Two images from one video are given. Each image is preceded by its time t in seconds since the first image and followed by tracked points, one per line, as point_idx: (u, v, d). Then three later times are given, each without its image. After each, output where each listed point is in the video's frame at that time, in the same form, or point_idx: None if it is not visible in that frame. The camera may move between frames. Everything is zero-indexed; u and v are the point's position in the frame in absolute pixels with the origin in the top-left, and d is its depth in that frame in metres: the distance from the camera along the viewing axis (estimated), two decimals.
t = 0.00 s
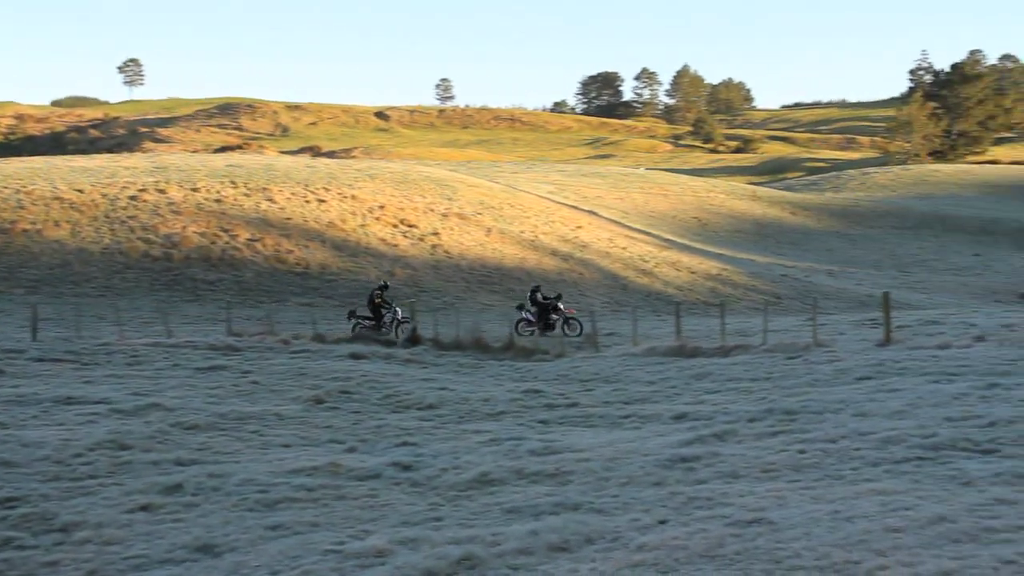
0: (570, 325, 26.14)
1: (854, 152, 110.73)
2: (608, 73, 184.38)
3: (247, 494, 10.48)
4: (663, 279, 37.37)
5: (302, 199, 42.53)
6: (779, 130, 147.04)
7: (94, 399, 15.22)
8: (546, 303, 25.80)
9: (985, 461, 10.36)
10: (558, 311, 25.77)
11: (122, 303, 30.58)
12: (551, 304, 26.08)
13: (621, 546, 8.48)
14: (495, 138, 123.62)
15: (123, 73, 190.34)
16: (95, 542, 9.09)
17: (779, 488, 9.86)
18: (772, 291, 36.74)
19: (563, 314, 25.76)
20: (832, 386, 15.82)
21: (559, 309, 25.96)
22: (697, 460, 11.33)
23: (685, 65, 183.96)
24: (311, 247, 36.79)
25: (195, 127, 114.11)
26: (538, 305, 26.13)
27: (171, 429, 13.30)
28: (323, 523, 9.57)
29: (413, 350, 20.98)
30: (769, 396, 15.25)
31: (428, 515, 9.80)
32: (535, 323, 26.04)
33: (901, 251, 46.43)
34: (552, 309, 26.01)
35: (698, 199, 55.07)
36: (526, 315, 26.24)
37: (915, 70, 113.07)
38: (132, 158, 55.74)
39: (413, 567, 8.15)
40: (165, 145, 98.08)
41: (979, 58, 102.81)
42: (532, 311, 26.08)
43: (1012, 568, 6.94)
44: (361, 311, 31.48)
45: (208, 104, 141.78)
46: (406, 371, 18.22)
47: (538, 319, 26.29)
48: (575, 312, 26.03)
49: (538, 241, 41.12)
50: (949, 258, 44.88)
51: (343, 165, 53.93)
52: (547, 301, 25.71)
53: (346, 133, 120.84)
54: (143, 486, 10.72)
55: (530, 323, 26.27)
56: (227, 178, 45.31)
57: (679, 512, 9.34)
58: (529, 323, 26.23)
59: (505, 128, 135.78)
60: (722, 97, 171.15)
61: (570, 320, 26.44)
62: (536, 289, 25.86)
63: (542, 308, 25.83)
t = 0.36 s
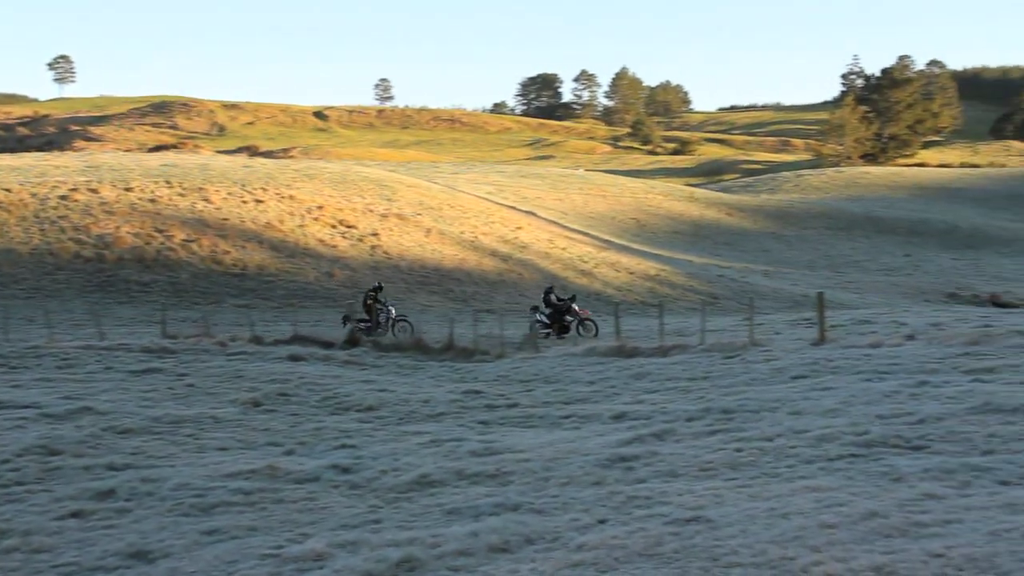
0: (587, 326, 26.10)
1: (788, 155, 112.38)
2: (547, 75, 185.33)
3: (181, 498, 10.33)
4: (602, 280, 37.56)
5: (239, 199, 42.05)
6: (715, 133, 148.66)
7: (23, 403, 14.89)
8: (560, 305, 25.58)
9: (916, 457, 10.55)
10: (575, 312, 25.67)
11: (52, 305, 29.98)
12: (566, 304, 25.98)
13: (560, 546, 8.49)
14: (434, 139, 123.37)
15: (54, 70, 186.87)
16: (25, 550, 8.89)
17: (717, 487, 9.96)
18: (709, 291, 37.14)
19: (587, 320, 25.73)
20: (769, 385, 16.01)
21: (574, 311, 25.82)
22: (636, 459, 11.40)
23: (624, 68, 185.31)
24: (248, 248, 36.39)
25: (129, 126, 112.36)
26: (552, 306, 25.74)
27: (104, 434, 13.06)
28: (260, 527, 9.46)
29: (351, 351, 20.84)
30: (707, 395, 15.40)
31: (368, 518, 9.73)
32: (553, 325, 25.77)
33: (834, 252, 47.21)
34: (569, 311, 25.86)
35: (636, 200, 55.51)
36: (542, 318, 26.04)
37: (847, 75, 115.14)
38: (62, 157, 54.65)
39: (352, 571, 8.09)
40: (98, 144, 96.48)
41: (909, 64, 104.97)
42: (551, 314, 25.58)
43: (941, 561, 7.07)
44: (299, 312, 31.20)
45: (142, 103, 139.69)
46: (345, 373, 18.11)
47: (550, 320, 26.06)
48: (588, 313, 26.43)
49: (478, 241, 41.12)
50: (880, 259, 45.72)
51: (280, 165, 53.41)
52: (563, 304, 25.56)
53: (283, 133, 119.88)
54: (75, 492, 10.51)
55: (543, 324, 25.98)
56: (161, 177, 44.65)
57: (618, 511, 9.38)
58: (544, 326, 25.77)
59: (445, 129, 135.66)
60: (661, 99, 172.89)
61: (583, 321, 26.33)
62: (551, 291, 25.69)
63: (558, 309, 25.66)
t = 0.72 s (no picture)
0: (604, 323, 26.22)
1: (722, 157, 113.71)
2: (484, 76, 185.54)
3: (111, 505, 10.14)
4: (539, 281, 37.64)
5: (170, 199, 41.44)
6: (650, 134, 149.81)
7: None
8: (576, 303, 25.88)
9: (846, 452, 10.74)
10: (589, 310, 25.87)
11: None
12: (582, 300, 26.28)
13: (498, 546, 8.49)
14: (369, 139, 122.77)
15: None
16: None
17: (653, 485, 10.03)
18: (645, 291, 37.42)
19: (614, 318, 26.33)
20: (703, 384, 16.18)
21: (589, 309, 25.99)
22: (573, 458, 11.45)
23: (560, 69, 186.04)
24: (180, 249, 35.85)
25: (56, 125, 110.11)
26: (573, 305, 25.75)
27: (31, 440, 12.78)
28: (192, 532, 9.33)
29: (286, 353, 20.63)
30: (644, 394, 15.53)
31: (303, 521, 9.64)
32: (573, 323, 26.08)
33: (767, 252, 47.84)
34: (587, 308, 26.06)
35: (573, 200, 55.77)
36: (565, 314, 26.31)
37: (778, 79, 116.83)
38: None
39: None
40: (22, 142, 94.47)
41: (838, 68, 106.88)
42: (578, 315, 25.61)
43: (870, 553, 7.20)
44: (232, 314, 30.82)
45: (69, 101, 136.95)
46: (279, 375, 17.93)
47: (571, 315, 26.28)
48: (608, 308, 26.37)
49: (414, 242, 40.98)
50: (811, 259, 46.44)
51: (212, 165, 52.71)
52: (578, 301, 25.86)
53: (216, 132, 118.42)
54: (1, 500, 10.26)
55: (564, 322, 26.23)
56: (89, 177, 43.83)
57: (555, 511, 9.41)
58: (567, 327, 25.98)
59: (380, 129, 135.07)
60: (597, 101, 173.95)
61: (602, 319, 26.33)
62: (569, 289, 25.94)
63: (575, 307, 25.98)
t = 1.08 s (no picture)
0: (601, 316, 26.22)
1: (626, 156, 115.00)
2: (389, 73, 184.80)
3: (3, 513, 9.81)
4: (445, 280, 37.56)
5: (65, 197, 40.32)
6: (556, 134, 150.82)
7: None
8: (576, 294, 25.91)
9: (747, 446, 10.96)
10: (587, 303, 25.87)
11: None
12: (580, 289, 26.48)
13: (404, 545, 8.45)
14: (272, 136, 121.16)
15: None
16: None
17: (559, 481, 10.09)
18: (551, 289, 37.61)
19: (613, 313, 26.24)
20: (609, 380, 16.35)
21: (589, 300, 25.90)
22: (479, 457, 11.45)
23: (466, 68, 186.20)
24: (74, 249, 34.89)
25: None
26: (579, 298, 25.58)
27: None
28: (87, 540, 9.08)
29: (188, 354, 20.25)
30: (550, 391, 15.62)
31: (204, 526, 9.46)
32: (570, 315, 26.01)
33: (671, 250, 48.49)
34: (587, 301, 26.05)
35: (479, 199, 55.79)
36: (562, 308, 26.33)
37: (681, 80, 118.65)
38: None
39: None
40: None
41: (738, 70, 108.95)
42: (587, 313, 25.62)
43: (768, 544, 7.36)
44: (129, 315, 30.11)
45: None
46: (180, 377, 17.56)
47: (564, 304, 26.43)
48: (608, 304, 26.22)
49: (319, 241, 40.54)
50: (714, 257, 47.22)
51: (107, 162, 51.40)
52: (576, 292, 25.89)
53: (113, 128, 115.50)
54: None
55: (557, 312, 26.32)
56: None
57: (461, 509, 9.41)
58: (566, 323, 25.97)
59: (283, 126, 133.39)
60: (503, 100, 174.49)
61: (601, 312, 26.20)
62: (572, 282, 25.99)
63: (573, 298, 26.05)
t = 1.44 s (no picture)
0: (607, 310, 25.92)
1: (529, 155, 115.54)
2: (290, 71, 182.60)
3: None
4: (349, 280, 37.24)
5: None
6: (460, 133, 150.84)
7: None
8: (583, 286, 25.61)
9: (649, 441, 11.12)
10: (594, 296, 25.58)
11: None
12: (587, 282, 26.14)
13: (306, 549, 8.35)
14: (169, 134, 118.63)
15: None
16: None
17: (463, 480, 10.09)
18: (456, 288, 37.58)
19: (616, 308, 25.96)
20: (513, 379, 16.41)
21: (596, 294, 25.61)
22: (383, 458, 11.38)
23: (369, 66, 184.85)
24: None
25: None
26: (586, 292, 25.55)
27: None
28: None
29: (81, 358, 19.71)
30: (454, 391, 15.61)
31: (99, 535, 9.20)
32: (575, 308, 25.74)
33: (575, 249, 48.87)
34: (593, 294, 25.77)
35: (382, 198, 55.43)
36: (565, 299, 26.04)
37: (584, 81, 119.70)
38: None
39: None
40: None
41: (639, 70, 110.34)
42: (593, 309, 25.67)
43: (668, 537, 7.47)
44: (19, 318, 29.17)
45: None
46: (73, 382, 17.07)
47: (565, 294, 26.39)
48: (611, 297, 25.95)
49: (218, 242, 39.80)
50: (617, 256, 47.74)
51: None
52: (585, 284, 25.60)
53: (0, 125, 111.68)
54: None
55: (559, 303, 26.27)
56: None
57: (364, 510, 9.33)
58: (569, 317, 26.04)
59: (180, 124, 130.68)
60: (406, 98, 173.78)
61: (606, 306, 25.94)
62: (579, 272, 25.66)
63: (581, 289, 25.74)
